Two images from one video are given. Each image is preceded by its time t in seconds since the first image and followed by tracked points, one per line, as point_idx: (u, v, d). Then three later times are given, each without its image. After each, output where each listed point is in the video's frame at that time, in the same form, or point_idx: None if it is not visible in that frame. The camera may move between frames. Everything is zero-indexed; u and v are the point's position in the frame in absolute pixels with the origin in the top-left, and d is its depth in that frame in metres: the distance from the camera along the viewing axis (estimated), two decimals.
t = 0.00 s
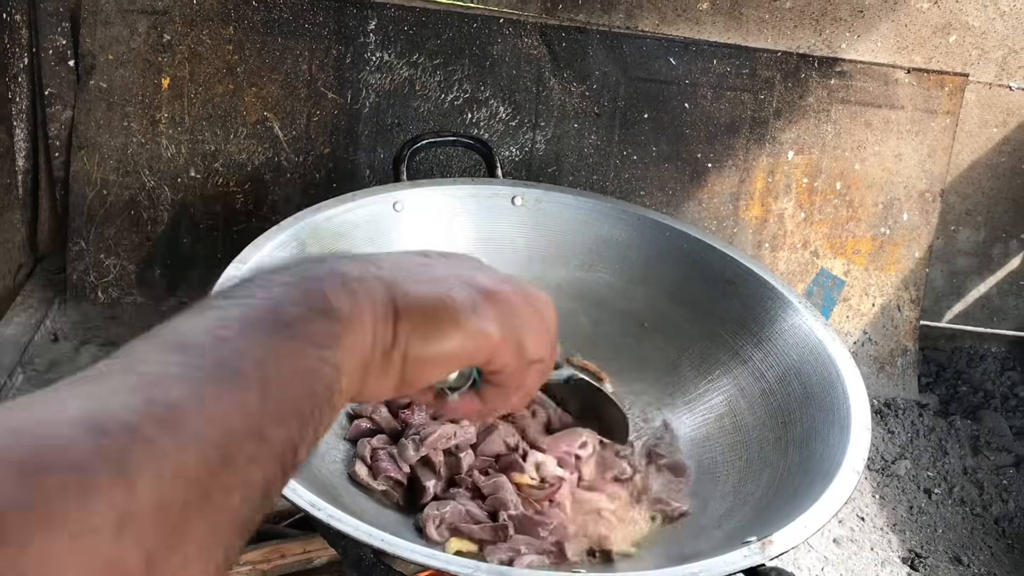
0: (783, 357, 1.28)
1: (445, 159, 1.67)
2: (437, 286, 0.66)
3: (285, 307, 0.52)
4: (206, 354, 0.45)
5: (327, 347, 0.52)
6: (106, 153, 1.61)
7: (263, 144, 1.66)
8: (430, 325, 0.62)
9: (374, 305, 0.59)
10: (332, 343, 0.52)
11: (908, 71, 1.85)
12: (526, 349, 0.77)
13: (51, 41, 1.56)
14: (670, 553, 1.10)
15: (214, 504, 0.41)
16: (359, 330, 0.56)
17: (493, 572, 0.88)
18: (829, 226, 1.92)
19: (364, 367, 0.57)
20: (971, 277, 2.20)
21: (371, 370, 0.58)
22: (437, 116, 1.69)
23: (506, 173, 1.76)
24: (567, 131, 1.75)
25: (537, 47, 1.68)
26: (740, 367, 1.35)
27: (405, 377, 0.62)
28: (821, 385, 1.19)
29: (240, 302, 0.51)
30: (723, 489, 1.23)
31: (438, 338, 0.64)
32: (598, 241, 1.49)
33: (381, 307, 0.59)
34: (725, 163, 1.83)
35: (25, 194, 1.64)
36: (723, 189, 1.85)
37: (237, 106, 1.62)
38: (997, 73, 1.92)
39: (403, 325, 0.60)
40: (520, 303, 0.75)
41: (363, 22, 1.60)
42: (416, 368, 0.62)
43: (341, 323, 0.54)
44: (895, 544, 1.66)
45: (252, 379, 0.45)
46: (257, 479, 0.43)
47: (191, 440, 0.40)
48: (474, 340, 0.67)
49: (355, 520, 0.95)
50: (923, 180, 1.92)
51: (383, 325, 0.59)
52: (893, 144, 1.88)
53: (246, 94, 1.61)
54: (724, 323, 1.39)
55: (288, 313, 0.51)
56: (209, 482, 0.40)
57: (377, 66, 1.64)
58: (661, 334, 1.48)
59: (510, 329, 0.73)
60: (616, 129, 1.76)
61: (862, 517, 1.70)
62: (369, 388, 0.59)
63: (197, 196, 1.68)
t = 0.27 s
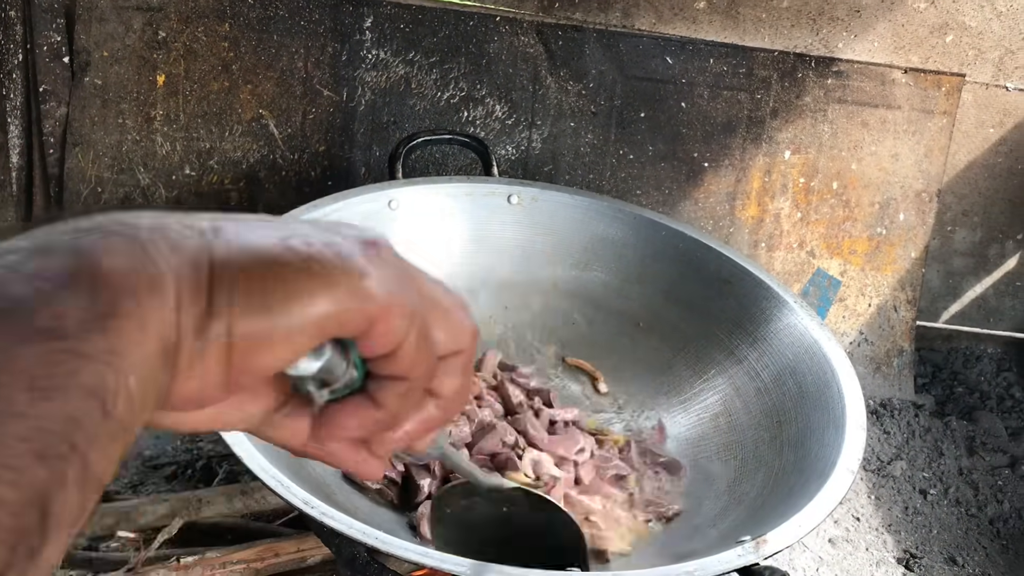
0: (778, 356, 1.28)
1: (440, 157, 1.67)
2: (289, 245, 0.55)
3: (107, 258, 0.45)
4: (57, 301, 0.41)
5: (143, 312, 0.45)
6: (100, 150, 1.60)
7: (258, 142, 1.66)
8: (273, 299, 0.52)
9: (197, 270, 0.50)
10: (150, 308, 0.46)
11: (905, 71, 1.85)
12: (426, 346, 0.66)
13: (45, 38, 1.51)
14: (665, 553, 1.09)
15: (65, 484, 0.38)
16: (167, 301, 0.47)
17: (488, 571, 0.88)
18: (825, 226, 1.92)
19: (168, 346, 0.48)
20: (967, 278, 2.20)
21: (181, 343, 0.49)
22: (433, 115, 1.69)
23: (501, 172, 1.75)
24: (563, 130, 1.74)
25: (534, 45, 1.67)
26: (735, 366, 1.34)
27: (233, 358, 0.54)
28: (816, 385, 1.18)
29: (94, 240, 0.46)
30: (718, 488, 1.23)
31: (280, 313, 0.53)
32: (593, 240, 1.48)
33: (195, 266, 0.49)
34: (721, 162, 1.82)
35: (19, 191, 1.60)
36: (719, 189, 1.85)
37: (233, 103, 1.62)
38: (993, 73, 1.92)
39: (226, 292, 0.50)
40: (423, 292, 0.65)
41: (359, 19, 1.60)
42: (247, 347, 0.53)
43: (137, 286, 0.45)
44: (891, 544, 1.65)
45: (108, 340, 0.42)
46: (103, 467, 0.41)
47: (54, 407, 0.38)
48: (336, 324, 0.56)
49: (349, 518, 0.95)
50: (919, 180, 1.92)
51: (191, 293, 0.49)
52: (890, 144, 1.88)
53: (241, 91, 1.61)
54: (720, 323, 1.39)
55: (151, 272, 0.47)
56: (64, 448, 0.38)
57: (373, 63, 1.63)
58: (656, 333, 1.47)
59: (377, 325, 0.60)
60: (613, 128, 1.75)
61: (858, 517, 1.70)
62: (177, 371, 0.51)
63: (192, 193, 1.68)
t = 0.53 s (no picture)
0: (771, 358, 1.28)
1: (436, 158, 1.67)
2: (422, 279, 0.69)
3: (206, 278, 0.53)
4: (60, 331, 0.44)
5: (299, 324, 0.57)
6: (97, 149, 1.61)
7: (254, 142, 1.66)
8: (402, 324, 0.66)
9: (350, 288, 0.63)
10: (307, 316, 0.57)
11: (899, 75, 1.86)
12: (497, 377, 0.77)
13: (42, 37, 1.55)
14: (658, 553, 1.10)
15: (66, 509, 0.40)
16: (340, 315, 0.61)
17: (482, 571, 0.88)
18: (819, 228, 1.93)
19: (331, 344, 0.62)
20: (961, 280, 2.21)
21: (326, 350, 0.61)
22: (429, 116, 1.70)
23: (497, 173, 1.76)
24: (559, 132, 1.75)
25: (530, 47, 1.68)
26: (729, 367, 1.35)
27: (355, 376, 0.65)
28: (809, 386, 1.19)
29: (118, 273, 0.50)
30: (711, 489, 1.24)
31: (407, 336, 0.66)
32: (588, 241, 1.49)
33: (352, 287, 0.63)
34: (716, 164, 1.83)
35: (15, 189, 1.63)
36: (713, 191, 1.85)
37: (229, 103, 1.62)
38: (987, 77, 1.93)
39: (368, 313, 0.63)
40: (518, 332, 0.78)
41: (356, 20, 1.60)
42: (374, 363, 0.65)
43: (311, 291, 0.59)
44: (883, 546, 1.66)
45: (110, 362, 0.44)
46: (127, 490, 0.43)
47: (57, 434, 0.40)
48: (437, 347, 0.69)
49: (343, 517, 0.95)
50: (913, 183, 1.93)
51: (343, 314, 0.62)
52: (884, 147, 1.89)
53: (238, 91, 1.61)
54: (713, 324, 1.40)
55: (184, 288, 0.51)
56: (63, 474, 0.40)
57: (370, 64, 1.64)
58: (650, 334, 1.48)
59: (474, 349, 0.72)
60: (608, 130, 1.76)
61: (850, 519, 1.70)
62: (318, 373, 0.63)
63: (188, 193, 1.68)
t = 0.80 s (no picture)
0: (769, 359, 1.28)
1: (434, 157, 1.67)
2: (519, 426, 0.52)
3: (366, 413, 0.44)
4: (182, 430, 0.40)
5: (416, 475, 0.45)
6: (94, 147, 1.61)
7: (252, 140, 1.66)
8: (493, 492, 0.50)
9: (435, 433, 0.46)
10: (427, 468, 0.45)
11: (897, 76, 1.86)
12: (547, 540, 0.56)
13: (40, 34, 1.56)
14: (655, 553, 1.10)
15: None
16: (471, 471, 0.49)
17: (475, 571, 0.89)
18: (817, 229, 1.93)
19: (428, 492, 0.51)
20: (958, 283, 2.21)
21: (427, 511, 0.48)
22: (427, 115, 1.69)
23: (495, 173, 1.76)
24: (556, 132, 1.75)
25: (528, 46, 1.68)
26: (727, 369, 1.35)
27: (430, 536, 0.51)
28: (806, 388, 1.19)
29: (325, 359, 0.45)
30: (709, 490, 1.24)
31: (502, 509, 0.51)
32: (586, 241, 1.49)
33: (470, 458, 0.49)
34: (714, 165, 1.83)
35: (13, 185, 1.65)
36: (711, 191, 1.85)
37: (227, 101, 1.62)
38: (985, 80, 1.93)
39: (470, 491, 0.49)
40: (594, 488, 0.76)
41: (354, 19, 1.60)
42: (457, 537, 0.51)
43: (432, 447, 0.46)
44: (879, 547, 1.66)
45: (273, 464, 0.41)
46: None
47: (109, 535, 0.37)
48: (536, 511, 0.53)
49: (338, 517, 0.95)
50: (911, 185, 1.93)
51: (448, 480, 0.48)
52: (881, 149, 1.89)
53: (235, 89, 1.61)
54: (711, 325, 1.40)
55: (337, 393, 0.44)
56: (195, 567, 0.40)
57: (368, 63, 1.63)
58: (647, 335, 1.48)
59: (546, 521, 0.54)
60: (606, 130, 1.76)
61: (846, 520, 1.70)
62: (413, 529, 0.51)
63: (185, 191, 1.67)
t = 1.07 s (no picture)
0: (769, 360, 1.29)
1: (436, 158, 1.67)
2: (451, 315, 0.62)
3: (289, 331, 0.52)
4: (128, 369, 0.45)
5: (338, 375, 0.54)
6: (96, 147, 1.61)
7: (254, 140, 1.66)
8: (434, 371, 0.61)
9: (353, 320, 0.55)
10: (347, 366, 0.54)
11: (898, 78, 1.86)
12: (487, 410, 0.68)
13: (42, 34, 1.55)
14: (657, 553, 1.10)
15: (162, 521, 0.47)
16: (353, 360, 0.55)
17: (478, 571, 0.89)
18: (817, 231, 1.93)
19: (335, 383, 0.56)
20: (958, 284, 2.21)
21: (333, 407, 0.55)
22: (429, 116, 1.70)
23: (496, 173, 1.76)
24: (558, 133, 1.75)
25: (530, 47, 1.68)
26: (727, 370, 1.36)
27: (377, 419, 0.62)
28: (806, 389, 1.20)
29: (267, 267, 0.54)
30: (709, 490, 1.24)
31: (439, 386, 0.62)
32: (587, 243, 1.50)
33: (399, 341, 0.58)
34: (715, 167, 1.83)
35: (14, 185, 1.65)
36: (712, 193, 1.86)
37: (229, 101, 1.62)
38: (986, 82, 1.94)
39: (413, 371, 0.60)
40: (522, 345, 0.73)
41: (356, 20, 1.61)
42: (405, 412, 0.62)
43: (356, 333, 0.55)
44: (879, 548, 1.67)
45: (209, 394, 0.48)
46: (206, 505, 0.49)
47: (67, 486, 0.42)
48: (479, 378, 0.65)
49: (341, 516, 0.95)
50: (911, 187, 1.94)
51: (394, 362, 0.58)
52: (882, 151, 1.89)
53: (238, 89, 1.61)
54: (711, 326, 1.40)
55: (249, 321, 0.50)
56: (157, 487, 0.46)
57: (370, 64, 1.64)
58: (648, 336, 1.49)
59: (490, 400, 0.67)
60: (608, 131, 1.76)
61: (846, 521, 1.71)
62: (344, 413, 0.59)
63: (187, 191, 1.67)
